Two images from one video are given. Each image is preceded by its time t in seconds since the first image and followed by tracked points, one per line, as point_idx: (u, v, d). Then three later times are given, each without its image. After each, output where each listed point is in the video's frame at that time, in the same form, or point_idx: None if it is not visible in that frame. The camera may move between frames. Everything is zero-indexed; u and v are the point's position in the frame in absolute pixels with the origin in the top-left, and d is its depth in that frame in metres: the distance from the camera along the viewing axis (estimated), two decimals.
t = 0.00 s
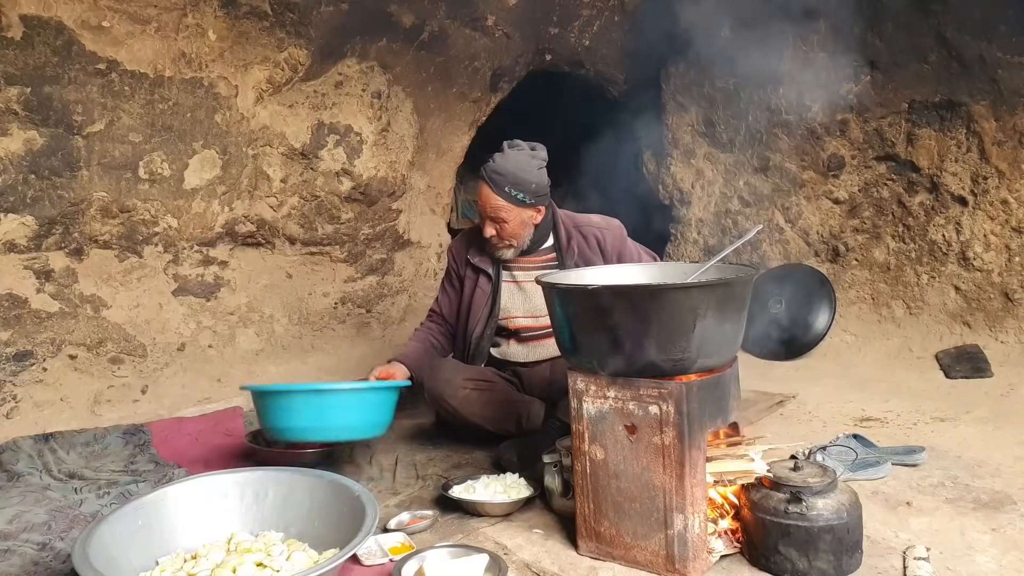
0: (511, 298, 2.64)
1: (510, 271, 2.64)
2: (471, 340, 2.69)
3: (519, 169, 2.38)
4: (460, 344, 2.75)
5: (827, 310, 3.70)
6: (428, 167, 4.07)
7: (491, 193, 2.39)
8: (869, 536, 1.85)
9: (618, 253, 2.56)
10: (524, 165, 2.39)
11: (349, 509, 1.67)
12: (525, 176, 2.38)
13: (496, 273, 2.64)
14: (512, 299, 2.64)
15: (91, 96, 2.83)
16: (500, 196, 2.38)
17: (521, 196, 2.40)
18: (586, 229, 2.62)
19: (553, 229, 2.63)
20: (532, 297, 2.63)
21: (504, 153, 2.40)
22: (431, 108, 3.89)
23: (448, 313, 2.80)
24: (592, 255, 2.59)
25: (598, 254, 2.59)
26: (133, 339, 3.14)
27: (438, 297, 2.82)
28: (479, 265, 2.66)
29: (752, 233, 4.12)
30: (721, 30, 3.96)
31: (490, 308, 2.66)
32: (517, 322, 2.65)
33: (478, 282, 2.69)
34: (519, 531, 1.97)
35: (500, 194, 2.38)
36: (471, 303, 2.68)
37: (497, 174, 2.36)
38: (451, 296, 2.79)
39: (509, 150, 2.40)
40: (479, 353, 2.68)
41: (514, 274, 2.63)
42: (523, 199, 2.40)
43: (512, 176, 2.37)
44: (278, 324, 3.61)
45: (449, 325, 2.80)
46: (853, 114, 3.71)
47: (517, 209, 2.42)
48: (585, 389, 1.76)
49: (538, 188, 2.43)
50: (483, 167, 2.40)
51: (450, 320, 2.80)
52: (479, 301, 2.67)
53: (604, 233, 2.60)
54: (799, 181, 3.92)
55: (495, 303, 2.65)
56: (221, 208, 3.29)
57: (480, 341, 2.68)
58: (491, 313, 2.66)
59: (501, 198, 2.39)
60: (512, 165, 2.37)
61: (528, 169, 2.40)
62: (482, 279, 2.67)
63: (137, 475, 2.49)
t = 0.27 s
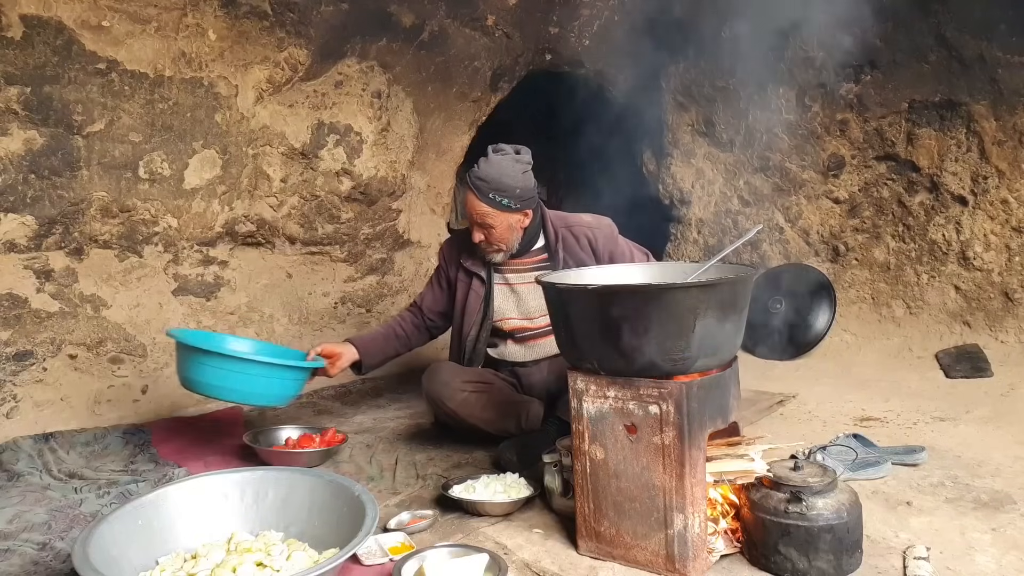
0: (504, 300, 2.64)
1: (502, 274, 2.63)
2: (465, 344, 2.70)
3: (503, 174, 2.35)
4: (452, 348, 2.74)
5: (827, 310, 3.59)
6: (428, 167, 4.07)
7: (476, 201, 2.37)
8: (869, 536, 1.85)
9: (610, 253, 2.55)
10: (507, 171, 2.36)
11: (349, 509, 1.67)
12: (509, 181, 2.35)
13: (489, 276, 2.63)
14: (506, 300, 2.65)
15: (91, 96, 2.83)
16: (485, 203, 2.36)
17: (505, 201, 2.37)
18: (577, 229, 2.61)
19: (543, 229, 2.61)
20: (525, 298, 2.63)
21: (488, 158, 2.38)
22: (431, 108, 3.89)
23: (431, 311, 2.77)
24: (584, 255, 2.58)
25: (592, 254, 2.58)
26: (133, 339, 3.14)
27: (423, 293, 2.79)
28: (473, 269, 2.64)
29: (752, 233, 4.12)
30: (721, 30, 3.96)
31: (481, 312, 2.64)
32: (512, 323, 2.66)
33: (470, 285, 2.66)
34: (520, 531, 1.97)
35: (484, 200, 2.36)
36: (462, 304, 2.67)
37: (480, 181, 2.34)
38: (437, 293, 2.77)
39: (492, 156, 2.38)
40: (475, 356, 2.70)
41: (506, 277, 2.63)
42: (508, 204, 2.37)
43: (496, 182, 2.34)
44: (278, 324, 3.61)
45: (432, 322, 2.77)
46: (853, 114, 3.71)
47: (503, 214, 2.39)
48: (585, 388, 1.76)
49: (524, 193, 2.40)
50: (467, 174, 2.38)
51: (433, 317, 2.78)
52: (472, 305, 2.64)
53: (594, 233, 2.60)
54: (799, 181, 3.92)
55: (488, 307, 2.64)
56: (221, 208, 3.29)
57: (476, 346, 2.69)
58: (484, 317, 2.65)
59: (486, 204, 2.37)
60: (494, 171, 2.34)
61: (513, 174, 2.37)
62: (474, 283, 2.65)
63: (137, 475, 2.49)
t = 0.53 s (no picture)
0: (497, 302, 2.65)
1: (494, 277, 2.62)
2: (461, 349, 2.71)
3: (492, 180, 2.33)
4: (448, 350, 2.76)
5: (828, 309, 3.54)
6: (428, 166, 4.07)
7: (464, 207, 2.35)
8: (868, 535, 1.85)
9: (602, 251, 2.55)
10: (496, 177, 2.34)
11: (349, 509, 1.67)
12: (498, 188, 2.33)
13: (482, 281, 2.63)
14: (500, 303, 2.65)
15: (91, 96, 2.83)
16: (474, 210, 2.35)
17: (495, 208, 2.35)
18: (568, 229, 2.58)
19: (534, 232, 2.59)
20: (518, 301, 2.62)
21: (476, 164, 2.35)
22: (431, 107, 3.90)
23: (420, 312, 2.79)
24: (576, 256, 2.57)
25: (583, 254, 2.57)
26: (132, 339, 3.14)
27: (411, 294, 2.80)
28: (466, 273, 2.64)
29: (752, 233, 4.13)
30: (721, 30, 3.96)
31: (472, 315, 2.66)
32: (506, 326, 2.66)
33: (463, 289, 2.66)
34: (519, 531, 1.97)
35: (473, 207, 2.34)
36: (454, 309, 2.68)
37: (469, 188, 2.32)
38: (426, 296, 2.78)
39: (481, 162, 2.35)
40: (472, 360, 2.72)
41: (498, 280, 2.62)
42: (498, 211, 2.35)
43: (485, 188, 2.32)
44: (277, 324, 3.61)
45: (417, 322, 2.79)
46: (853, 114, 3.71)
47: (493, 220, 2.38)
48: (585, 388, 1.76)
49: (514, 198, 2.38)
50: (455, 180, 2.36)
51: (421, 319, 2.80)
52: (466, 310, 2.64)
53: (585, 232, 2.58)
54: (799, 181, 3.92)
55: (482, 311, 2.65)
56: (221, 207, 3.29)
57: (473, 350, 2.70)
58: (479, 322, 2.66)
59: (475, 211, 2.35)
60: (483, 178, 2.32)
61: (502, 179, 2.34)
62: (467, 287, 2.65)
63: (136, 475, 2.49)
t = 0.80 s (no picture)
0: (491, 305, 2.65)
1: (486, 280, 2.62)
2: (457, 354, 2.72)
3: (479, 188, 2.32)
4: (446, 355, 2.77)
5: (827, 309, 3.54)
6: (428, 166, 4.07)
7: (453, 215, 2.35)
8: (868, 535, 1.85)
9: (593, 250, 2.54)
10: (483, 185, 2.33)
11: (349, 509, 1.67)
12: (485, 195, 2.33)
13: (474, 284, 2.63)
14: (492, 305, 2.64)
15: (91, 96, 2.83)
16: (462, 217, 2.35)
17: (483, 214, 2.35)
18: (558, 228, 2.57)
19: (524, 234, 2.58)
20: (512, 303, 2.62)
21: (463, 172, 2.35)
22: (431, 107, 3.90)
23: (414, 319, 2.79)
24: (568, 255, 2.56)
25: (574, 253, 2.56)
26: (132, 338, 3.14)
27: (404, 301, 2.79)
28: (457, 277, 2.64)
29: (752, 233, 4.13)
30: (721, 29, 3.96)
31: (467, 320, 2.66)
32: (500, 329, 2.66)
33: (456, 294, 2.66)
34: (519, 531, 1.97)
35: (461, 215, 2.34)
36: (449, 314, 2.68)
37: (456, 196, 2.32)
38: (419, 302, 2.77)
39: (468, 169, 2.35)
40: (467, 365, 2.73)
41: (490, 283, 2.62)
42: (486, 217, 2.35)
43: (472, 196, 2.32)
44: (277, 324, 3.61)
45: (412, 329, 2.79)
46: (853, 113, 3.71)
47: (482, 227, 2.38)
48: (585, 388, 1.76)
49: (502, 203, 2.38)
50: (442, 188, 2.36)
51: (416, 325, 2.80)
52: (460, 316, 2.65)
53: (575, 231, 2.57)
54: (799, 181, 3.92)
55: (476, 315, 2.64)
56: (221, 207, 3.29)
57: (468, 355, 2.71)
58: (473, 325, 2.66)
59: (463, 219, 2.35)
60: (470, 186, 2.32)
61: (489, 185, 2.34)
62: (459, 292, 2.65)
63: (136, 475, 2.49)
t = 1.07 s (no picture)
0: (489, 305, 2.66)
1: (484, 281, 2.63)
2: (456, 353, 2.72)
3: (476, 192, 2.31)
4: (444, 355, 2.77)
5: (828, 308, 3.51)
6: (428, 166, 4.07)
7: (450, 220, 2.34)
8: (868, 535, 1.85)
9: (592, 251, 2.51)
10: (481, 189, 2.32)
11: (349, 508, 1.67)
12: (483, 199, 2.32)
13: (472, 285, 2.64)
14: (490, 306, 2.65)
15: (91, 96, 2.83)
16: (459, 221, 2.34)
17: (481, 218, 2.34)
18: (556, 230, 2.55)
19: (522, 235, 2.58)
20: (509, 304, 2.63)
21: (460, 175, 2.34)
22: (431, 107, 3.90)
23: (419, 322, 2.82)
24: (565, 257, 2.54)
25: (572, 255, 2.53)
26: (132, 338, 3.14)
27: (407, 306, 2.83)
28: (455, 278, 2.65)
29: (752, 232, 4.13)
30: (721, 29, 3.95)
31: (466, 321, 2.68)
32: (498, 330, 2.66)
33: (453, 294, 2.68)
34: (519, 530, 1.97)
35: (458, 219, 2.33)
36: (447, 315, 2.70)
37: (454, 201, 2.31)
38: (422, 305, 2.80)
39: (465, 173, 2.34)
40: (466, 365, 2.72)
41: (488, 283, 2.62)
42: (483, 221, 2.34)
43: (469, 200, 2.31)
44: (277, 324, 3.61)
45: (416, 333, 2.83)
46: (853, 113, 3.71)
47: (479, 231, 2.37)
48: (585, 388, 1.76)
49: (499, 206, 2.37)
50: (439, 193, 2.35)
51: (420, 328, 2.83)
52: (457, 316, 2.67)
53: (574, 232, 2.54)
54: (799, 180, 3.92)
55: (473, 314, 2.66)
56: (221, 207, 3.29)
57: (467, 354, 2.71)
58: (471, 325, 2.68)
59: (460, 223, 2.34)
60: (468, 191, 2.30)
61: (485, 189, 2.33)
62: (456, 292, 2.67)
63: (137, 475, 2.49)
